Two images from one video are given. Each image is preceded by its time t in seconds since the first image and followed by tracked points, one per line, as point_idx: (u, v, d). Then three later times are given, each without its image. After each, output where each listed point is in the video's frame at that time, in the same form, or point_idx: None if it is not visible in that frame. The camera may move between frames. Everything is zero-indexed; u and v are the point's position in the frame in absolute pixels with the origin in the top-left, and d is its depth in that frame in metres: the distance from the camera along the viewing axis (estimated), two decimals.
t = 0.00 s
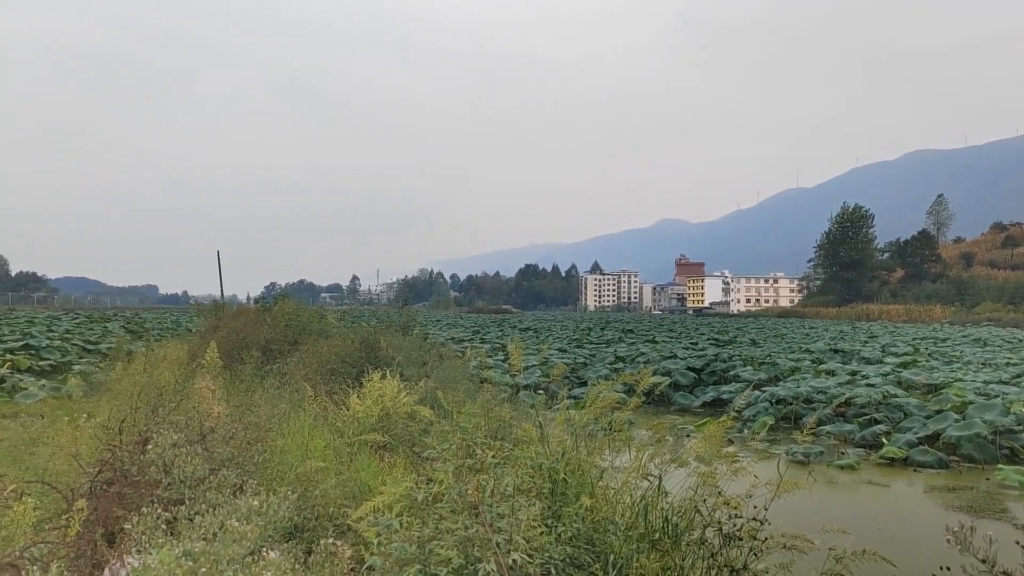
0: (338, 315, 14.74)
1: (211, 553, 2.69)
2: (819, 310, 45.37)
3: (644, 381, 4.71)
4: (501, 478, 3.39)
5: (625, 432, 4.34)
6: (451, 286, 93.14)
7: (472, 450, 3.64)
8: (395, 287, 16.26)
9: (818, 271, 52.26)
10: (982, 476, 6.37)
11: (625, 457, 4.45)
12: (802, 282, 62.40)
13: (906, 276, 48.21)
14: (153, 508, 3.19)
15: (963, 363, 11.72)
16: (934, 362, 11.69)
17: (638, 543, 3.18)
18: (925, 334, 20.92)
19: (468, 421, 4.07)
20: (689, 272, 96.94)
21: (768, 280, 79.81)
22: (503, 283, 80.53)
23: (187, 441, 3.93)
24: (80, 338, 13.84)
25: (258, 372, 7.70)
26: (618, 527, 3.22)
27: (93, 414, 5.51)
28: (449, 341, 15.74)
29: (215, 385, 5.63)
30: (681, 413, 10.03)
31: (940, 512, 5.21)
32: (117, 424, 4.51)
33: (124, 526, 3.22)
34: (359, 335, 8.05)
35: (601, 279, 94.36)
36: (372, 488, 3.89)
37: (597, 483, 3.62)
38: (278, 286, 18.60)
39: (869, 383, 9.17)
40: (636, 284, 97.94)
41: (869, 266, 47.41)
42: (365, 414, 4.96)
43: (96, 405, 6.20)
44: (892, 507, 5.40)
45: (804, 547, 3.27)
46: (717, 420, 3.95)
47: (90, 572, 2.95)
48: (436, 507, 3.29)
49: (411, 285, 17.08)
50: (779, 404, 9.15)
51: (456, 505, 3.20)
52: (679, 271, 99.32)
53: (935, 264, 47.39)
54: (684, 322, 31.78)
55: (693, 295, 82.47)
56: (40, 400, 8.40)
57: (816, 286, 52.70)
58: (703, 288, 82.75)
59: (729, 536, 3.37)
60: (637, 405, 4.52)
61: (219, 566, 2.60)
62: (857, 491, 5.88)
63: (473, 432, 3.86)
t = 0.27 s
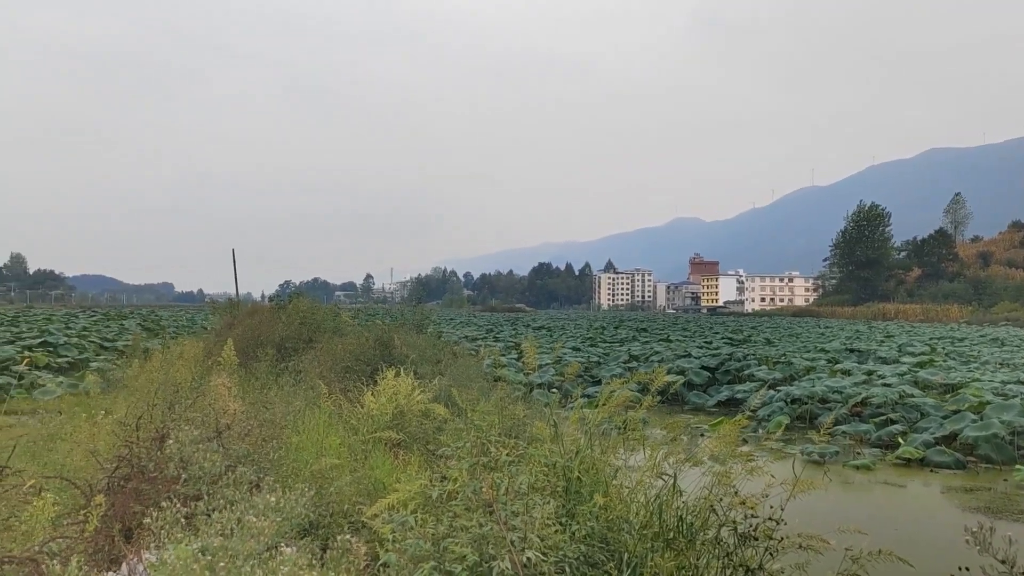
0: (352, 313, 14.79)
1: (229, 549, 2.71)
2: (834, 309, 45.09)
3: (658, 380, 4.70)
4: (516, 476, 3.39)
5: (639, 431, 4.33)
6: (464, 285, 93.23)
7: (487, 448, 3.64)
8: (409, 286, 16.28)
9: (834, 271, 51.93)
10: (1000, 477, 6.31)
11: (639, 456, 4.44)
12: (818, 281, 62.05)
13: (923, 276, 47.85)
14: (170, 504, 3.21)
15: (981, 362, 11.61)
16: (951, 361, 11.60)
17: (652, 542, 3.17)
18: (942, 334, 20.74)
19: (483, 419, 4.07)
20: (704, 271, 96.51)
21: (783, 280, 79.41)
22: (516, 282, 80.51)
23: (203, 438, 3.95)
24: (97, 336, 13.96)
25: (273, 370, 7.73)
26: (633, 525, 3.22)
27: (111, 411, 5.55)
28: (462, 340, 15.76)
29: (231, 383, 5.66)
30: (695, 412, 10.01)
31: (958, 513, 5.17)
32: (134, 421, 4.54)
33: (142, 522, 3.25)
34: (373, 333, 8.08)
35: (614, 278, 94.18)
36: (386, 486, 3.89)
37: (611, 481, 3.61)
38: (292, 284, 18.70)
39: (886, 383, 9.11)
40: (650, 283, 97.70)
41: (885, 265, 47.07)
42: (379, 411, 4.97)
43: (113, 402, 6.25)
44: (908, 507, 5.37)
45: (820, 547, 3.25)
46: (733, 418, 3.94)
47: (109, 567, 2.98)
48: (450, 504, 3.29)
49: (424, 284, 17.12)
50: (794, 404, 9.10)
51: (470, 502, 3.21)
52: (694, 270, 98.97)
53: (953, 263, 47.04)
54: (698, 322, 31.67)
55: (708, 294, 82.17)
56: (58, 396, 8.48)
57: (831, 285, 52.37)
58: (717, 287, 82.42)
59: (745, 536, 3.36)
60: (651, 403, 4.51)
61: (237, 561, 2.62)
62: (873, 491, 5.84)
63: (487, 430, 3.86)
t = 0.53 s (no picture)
0: (369, 312, 14.83)
1: (249, 546, 2.73)
2: (853, 309, 44.78)
3: (675, 379, 4.68)
4: (533, 475, 3.39)
5: (657, 431, 4.31)
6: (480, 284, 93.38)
7: (504, 447, 3.64)
8: (425, 285, 16.30)
9: (853, 270, 51.56)
10: (1022, 478, 6.24)
11: (656, 456, 4.42)
12: (836, 281, 61.64)
13: (943, 275, 47.54)
14: (191, 501, 3.24)
15: (1003, 363, 11.48)
16: (973, 362, 11.47)
17: (670, 542, 3.16)
18: (963, 334, 20.52)
19: (500, 418, 4.07)
20: (720, 271, 96.01)
21: (800, 279, 78.93)
22: (532, 281, 80.48)
23: (222, 435, 3.98)
24: (118, 334, 14.11)
25: (291, 369, 7.77)
26: (651, 525, 3.21)
27: (131, 408, 5.61)
28: (478, 339, 15.77)
29: (250, 381, 5.70)
30: (713, 412, 9.96)
31: (980, 515, 5.11)
32: (155, 419, 4.58)
33: (162, 518, 3.28)
34: (390, 332, 8.10)
35: (630, 278, 93.95)
36: (404, 484, 3.90)
37: (629, 481, 3.60)
38: (309, 283, 18.80)
39: (905, 383, 9.03)
40: (666, 283, 97.38)
41: (904, 264, 46.68)
42: (397, 410, 4.99)
43: (134, 399, 6.32)
44: (929, 508, 5.31)
45: (840, 549, 3.23)
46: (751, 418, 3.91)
47: (130, 563, 3.01)
48: (468, 502, 3.30)
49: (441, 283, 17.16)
50: (812, 404, 9.04)
51: (488, 501, 3.21)
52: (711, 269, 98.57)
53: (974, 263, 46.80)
54: (714, 321, 31.54)
55: (724, 293, 81.82)
56: (80, 394, 8.58)
57: (850, 285, 51.99)
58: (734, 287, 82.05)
59: (764, 536, 3.34)
60: (669, 402, 4.49)
61: (257, 558, 2.64)
62: (893, 493, 5.79)
63: (505, 429, 3.86)
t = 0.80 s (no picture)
0: (386, 312, 14.86)
1: (270, 544, 2.75)
2: (873, 309, 44.39)
3: (694, 379, 4.66)
4: (552, 475, 3.39)
5: (675, 431, 4.30)
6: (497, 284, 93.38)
7: (522, 447, 3.65)
8: (443, 285, 16.32)
9: (874, 270, 51.13)
10: None
11: (675, 456, 4.40)
12: (857, 280, 61.15)
13: (965, 275, 47.16)
14: (212, 499, 3.27)
15: None
16: (996, 363, 11.34)
17: (689, 542, 3.15)
18: (986, 335, 20.29)
19: (519, 418, 4.07)
20: (738, 270, 95.47)
21: (820, 279, 78.37)
22: (549, 281, 80.39)
23: (242, 434, 4.01)
24: (138, 333, 14.25)
25: (310, 369, 7.81)
26: (669, 525, 3.20)
27: (152, 407, 5.65)
28: (496, 338, 15.77)
29: (270, 381, 5.73)
30: (731, 413, 9.91)
31: (1004, 517, 5.05)
32: (176, 418, 4.62)
33: (184, 516, 3.31)
34: (408, 332, 8.12)
35: (648, 278, 93.64)
36: (422, 483, 3.91)
37: (648, 481, 3.59)
38: (327, 283, 18.87)
39: (927, 384, 8.94)
40: (684, 283, 96.97)
41: (926, 264, 46.24)
42: (416, 410, 5.00)
43: (156, 399, 6.38)
44: (951, 510, 5.26)
45: (861, 551, 3.21)
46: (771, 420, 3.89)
47: (153, 560, 3.04)
48: (487, 502, 3.30)
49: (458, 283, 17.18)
50: (832, 405, 8.98)
51: (506, 501, 3.22)
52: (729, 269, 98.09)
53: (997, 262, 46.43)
54: (733, 321, 31.37)
55: (743, 293, 81.39)
56: (103, 393, 8.66)
57: (870, 285, 51.55)
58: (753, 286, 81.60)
59: (785, 538, 3.33)
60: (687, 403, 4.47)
61: (278, 556, 2.67)
62: (915, 494, 5.74)
63: (523, 429, 3.86)
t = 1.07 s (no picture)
0: (406, 312, 14.89)
1: (293, 542, 2.77)
2: (897, 309, 43.97)
3: (716, 379, 4.63)
4: (574, 475, 3.38)
5: (698, 432, 4.26)
6: (518, 284, 93.27)
7: (544, 447, 3.64)
8: (463, 285, 16.32)
9: (897, 269, 50.65)
10: None
11: (697, 457, 4.37)
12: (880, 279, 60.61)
13: (990, 275, 47.08)
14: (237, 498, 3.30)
15: None
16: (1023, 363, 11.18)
17: (713, 543, 3.13)
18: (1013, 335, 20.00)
19: (540, 417, 4.06)
20: (759, 270, 94.84)
21: (842, 279, 77.72)
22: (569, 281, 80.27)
23: (265, 433, 4.03)
24: (162, 333, 14.37)
25: (331, 368, 7.85)
26: (692, 526, 3.18)
27: (176, 406, 5.70)
28: (515, 338, 15.76)
29: (292, 380, 5.77)
30: (753, 413, 9.84)
31: None
32: (200, 417, 4.66)
33: (208, 514, 3.35)
34: (428, 331, 8.14)
35: (668, 278, 93.25)
36: (444, 483, 3.91)
37: (670, 481, 3.57)
38: (347, 283, 18.96)
39: (952, 384, 8.83)
40: (705, 282, 96.50)
41: (950, 263, 45.75)
42: (437, 409, 5.00)
43: (179, 398, 6.43)
44: (978, 512, 5.19)
45: (887, 553, 3.17)
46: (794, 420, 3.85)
47: (178, 557, 3.07)
48: (509, 502, 3.30)
49: (478, 283, 17.19)
50: (856, 405, 8.89)
51: (528, 501, 3.21)
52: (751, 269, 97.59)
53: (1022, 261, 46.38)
54: (755, 321, 31.18)
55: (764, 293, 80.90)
56: (128, 392, 8.76)
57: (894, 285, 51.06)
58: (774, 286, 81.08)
59: (810, 539, 3.30)
60: (710, 403, 4.44)
61: (302, 554, 2.69)
62: (941, 496, 5.67)
63: (545, 429, 3.85)
